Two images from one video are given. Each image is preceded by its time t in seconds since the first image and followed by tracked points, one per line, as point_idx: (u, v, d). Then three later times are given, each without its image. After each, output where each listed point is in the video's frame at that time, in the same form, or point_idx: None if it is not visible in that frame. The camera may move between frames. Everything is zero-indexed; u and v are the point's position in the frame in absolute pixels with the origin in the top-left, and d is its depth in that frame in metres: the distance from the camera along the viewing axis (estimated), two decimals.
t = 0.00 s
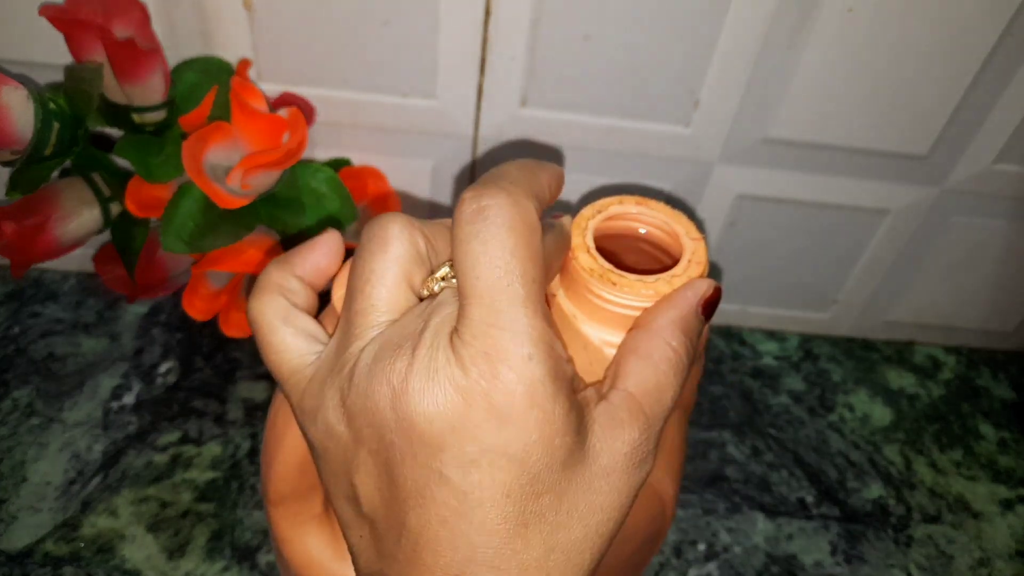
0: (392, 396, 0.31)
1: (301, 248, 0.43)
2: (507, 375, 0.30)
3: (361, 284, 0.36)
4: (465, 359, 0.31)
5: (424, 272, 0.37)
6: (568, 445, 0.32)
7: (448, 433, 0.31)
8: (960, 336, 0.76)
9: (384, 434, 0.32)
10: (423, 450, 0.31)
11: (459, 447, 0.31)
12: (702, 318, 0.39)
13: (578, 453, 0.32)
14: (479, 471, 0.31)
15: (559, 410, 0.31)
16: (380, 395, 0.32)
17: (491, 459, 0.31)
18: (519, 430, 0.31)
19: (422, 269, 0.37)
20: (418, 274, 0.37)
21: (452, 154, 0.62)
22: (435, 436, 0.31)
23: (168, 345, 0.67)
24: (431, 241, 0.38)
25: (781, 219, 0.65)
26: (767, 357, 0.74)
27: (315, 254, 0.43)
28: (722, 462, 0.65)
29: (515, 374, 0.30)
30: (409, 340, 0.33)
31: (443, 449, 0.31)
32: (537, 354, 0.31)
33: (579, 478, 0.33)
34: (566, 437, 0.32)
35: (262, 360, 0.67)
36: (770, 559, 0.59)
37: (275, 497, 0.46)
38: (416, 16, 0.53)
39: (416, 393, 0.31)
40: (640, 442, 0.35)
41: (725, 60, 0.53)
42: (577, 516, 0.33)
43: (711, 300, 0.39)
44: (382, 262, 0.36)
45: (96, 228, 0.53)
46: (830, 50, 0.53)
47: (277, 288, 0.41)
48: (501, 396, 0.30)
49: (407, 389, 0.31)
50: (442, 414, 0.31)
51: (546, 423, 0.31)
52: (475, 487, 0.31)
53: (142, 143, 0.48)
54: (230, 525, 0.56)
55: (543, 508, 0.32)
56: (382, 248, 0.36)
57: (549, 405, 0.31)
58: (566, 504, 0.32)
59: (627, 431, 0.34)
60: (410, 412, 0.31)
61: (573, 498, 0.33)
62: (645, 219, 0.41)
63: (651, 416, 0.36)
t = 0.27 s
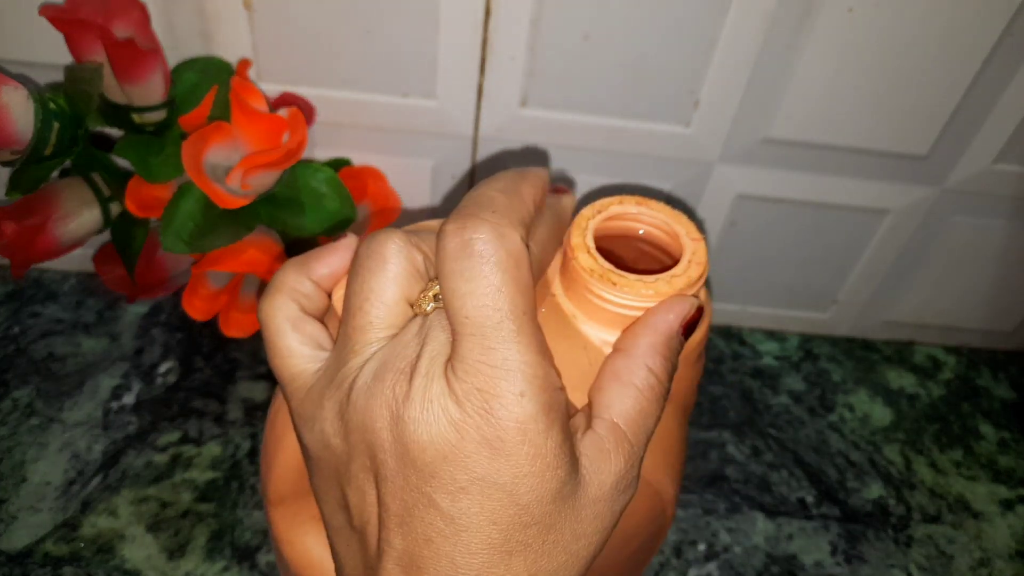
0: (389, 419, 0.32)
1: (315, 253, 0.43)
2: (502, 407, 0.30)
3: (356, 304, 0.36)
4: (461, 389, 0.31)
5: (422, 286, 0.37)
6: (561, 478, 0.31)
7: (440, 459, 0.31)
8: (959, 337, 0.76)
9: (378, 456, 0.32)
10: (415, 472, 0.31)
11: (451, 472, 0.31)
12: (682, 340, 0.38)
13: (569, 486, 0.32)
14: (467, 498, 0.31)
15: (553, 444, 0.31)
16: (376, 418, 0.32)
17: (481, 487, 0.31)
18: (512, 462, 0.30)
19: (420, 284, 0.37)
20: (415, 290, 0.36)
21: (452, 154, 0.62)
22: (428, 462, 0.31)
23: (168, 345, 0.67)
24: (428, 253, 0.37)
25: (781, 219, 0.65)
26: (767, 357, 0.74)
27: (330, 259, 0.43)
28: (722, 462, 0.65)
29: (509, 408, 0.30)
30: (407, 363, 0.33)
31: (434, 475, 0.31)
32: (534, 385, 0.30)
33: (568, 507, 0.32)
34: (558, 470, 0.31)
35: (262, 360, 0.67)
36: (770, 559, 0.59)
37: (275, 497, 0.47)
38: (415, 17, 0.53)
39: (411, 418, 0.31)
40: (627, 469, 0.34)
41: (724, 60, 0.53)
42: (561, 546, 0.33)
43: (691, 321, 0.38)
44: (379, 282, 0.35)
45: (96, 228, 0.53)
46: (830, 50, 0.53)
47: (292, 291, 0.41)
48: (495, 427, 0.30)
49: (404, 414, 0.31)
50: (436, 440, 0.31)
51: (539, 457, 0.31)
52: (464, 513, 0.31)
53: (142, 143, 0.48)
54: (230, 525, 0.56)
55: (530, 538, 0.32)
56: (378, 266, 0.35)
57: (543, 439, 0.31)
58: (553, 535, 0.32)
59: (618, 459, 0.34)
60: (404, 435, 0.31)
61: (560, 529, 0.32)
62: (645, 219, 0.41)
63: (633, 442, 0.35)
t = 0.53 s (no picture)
0: (387, 394, 0.32)
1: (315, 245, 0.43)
2: (501, 380, 0.30)
3: (350, 282, 0.36)
4: (460, 364, 0.31)
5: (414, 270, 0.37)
6: (561, 458, 0.31)
7: (437, 435, 0.31)
8: (959, 336, 0.76)
9: (376, 433, 0.32)
10: (412, 448, 0.31)
11: (449, 447, 0.31)
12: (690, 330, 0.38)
13: (570, 468, 0.32)
14: (465, 475, 0.31)
15: (552, 421, 0.31)
16: (374, 393, 0.32)
17: (479, 463, 0.31)
18: (510, 436, 0.30)
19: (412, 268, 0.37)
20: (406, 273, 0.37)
21: (452, 155, 0.62)
22: (426, 436, 0.31)
23: (168, 345, 0.67)
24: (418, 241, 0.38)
25: (781, 219, 0.65)
26: (767, 357, 0.74)
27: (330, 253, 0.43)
28: (722, 463, 0.65)
29: (508, 381, 0.30)
30: (404, 339, 0.33)
31: (431, 449, 0.31)
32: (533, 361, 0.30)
33: (568, 490, 0.32)
34: (556, 448, 0.31)
35: (262, 360, 0.67)
36: (770, 559, 0.59)
37: (275, 497, 0.47)
38: (414, 18, 0.53)
39: (408, 393, 0.31)
40: (627, 457, 0.34)
41: (724, 60, 0.53)
42: (560, 530, 0.32)
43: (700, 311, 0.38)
44: (372, 262, 0.36)
45: (96, 228, 0.53)
46: (830, 50, 0.53)
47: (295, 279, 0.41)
48: (493, 401, 0.30)
49: (401, 389, 0.31)
50: (433, 413, 0.31)
51: (538, 433, 0.31)
52: (462, 489, 0.31)
53: (142, 145, 0.48)
54: (230, 525, 0.56)
55: (528, 520, 0.31)
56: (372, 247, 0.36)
57: (543, 414, 0.31)
58: (552, 519, 0.32)
59: (619, 446, 0.34)
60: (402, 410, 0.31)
61: (560, 514, 0.32)
62: (645, 219, 0.41)
63: (640, 436, 0.35)
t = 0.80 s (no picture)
0: (364, 317, 0.33)
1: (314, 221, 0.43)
2: (479, 309, 0.32)
3: (326, 223, 0.37)
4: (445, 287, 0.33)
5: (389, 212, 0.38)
6: (533, 394, 0.32)
7: (412, 355, 0.32)
8: (958, 336, 0.76)
9: (352, 361, 0.33)
10: (385, 369, 0.32)
11: (423, 366, 0.32)
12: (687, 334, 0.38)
13: (544, 409, 0.33)
14: (439, 395, 0.31)
15: (528, 354, 0.33)
16: (351, 317, 0.33)
17: (453, 384, 0.32)
18: (485, 364, 0.32)
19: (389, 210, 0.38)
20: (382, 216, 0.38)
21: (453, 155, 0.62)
22: (402, 358, 0.32)
23: (169, 344, 0.67)
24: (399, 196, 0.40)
25: (780, 220, 0.65)
26: (766, 356, 0.74)
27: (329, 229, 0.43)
28: (722, 462, 0.65)
29: (487, 311, 0.32)
30: (386, 268, 0.34)
31: (406, 371, 0.32)
32: (518, 298, 0.34)
33: (541, 435, 0.32)
34: (530, 379, 0.32)
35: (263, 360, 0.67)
36: (769, 559, 0.59)
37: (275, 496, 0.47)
38: (414, 18, 0.53)
39: (388, 312, 0.32)
40: (608, 421, 0.35)
41: (724, 61, 0.54)
42: (531, 478, 0.32)
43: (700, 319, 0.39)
44: (348, 203, 0.37)
45: (98, 228, 0.53)
46: (829, 51, 0.53)
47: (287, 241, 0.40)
48: (474, 327, 0.32)
49: (382, 308, 0.33)
50: (412, 334, 0.32)
51: (511, 364, 0.32)
52: (434, 411, 0.31)
53: (142, 144, 0.48)
54: (231, 524, 0.56)
55: (499, 457, 0.32)
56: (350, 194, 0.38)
57: (517, 347, 0.33)
58: (523, 459, 0.32)
59: (598, 405, 0.34)
60: (379, 328, 0.32)
61: (532, 458, 0.32)
62: (644, 218, 0.42)
63: (622, 402, 0.35)
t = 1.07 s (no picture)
0: (355, 335, 0.32)
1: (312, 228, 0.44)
2: (472, 327, 0.32)
3: (337, 237, 0.36)
4: (439, 305, 0.32)
5: (392, 224, 0.37)
6: (527, 408, 0.32)
7: (406, 373, 0.31)
8: (961, 336, 0.76)
9: (345, 378, 0.33)
10: (379, 389, 0.32)
11: (417, 386, 0.31)
12: (670, 341, 0.38)
13: (538, 423, 0.32)
14: (432, 415, 0.31)
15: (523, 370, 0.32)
16: (343, 336, 0.33)
17: (446, 404, 0.31)
18: (479, 381, 0.31)
19: (392, 222, 0.37)
20: (383, 226, 0.36)
21: (452, 154, 0.62)
22: (396, 377, 0.32)
23: (167, 344, 0.67)
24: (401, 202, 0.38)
25: (782, 219, 0.65)
26: (768, 357, 0.74)
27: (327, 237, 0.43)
28: (723, 463, 0.64)
29: (480, 328, 0.32)
30: (378, 285, 0.33)
31: (401, 389, 0.31)
32: (510, 316, 0.33)
33: (536, 449, 0.32)
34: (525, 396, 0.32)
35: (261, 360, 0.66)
36: (771, 560, 0.59)
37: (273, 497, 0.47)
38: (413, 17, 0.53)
39: (381, 330, 0.32)
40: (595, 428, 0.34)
41: (725, 60, 0.53)
42: (524, 493, 0.32)
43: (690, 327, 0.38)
44: (364, 219, 0.36)
45: (94, 228, 0.53)
46: (831, 49, 0.52)
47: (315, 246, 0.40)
48: (469, 346, 0.31)
49: (374, 328, 0.32)
50: (405, 353, 0.32)
51: (506, 380, 0.32)
52: (427, 431, 0.31)
53: (141, 144, 0.48)
54: (229, 525, 0.56)
55: (494, 473, 0.31)
56: (359, 207, 0.37)
57: (511, 363, 0.32)
58: (518, 475, 0.32)
59: (583, 413, 0.34)
60: (371, 347, 0.32)
61: (526, 472, 0.32)
62: (646, 218, 0.41)
63: (604, 411, 0.35)
